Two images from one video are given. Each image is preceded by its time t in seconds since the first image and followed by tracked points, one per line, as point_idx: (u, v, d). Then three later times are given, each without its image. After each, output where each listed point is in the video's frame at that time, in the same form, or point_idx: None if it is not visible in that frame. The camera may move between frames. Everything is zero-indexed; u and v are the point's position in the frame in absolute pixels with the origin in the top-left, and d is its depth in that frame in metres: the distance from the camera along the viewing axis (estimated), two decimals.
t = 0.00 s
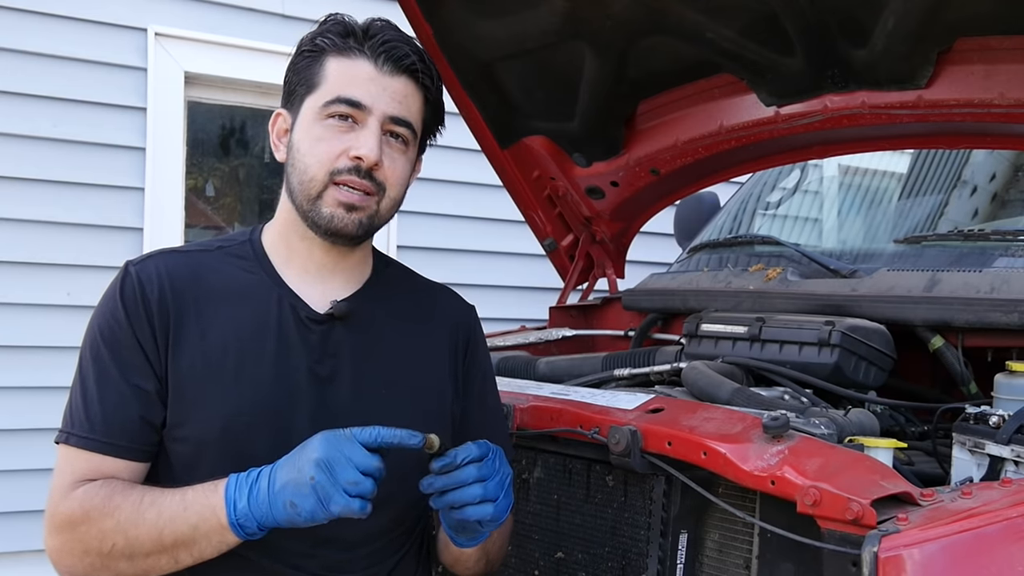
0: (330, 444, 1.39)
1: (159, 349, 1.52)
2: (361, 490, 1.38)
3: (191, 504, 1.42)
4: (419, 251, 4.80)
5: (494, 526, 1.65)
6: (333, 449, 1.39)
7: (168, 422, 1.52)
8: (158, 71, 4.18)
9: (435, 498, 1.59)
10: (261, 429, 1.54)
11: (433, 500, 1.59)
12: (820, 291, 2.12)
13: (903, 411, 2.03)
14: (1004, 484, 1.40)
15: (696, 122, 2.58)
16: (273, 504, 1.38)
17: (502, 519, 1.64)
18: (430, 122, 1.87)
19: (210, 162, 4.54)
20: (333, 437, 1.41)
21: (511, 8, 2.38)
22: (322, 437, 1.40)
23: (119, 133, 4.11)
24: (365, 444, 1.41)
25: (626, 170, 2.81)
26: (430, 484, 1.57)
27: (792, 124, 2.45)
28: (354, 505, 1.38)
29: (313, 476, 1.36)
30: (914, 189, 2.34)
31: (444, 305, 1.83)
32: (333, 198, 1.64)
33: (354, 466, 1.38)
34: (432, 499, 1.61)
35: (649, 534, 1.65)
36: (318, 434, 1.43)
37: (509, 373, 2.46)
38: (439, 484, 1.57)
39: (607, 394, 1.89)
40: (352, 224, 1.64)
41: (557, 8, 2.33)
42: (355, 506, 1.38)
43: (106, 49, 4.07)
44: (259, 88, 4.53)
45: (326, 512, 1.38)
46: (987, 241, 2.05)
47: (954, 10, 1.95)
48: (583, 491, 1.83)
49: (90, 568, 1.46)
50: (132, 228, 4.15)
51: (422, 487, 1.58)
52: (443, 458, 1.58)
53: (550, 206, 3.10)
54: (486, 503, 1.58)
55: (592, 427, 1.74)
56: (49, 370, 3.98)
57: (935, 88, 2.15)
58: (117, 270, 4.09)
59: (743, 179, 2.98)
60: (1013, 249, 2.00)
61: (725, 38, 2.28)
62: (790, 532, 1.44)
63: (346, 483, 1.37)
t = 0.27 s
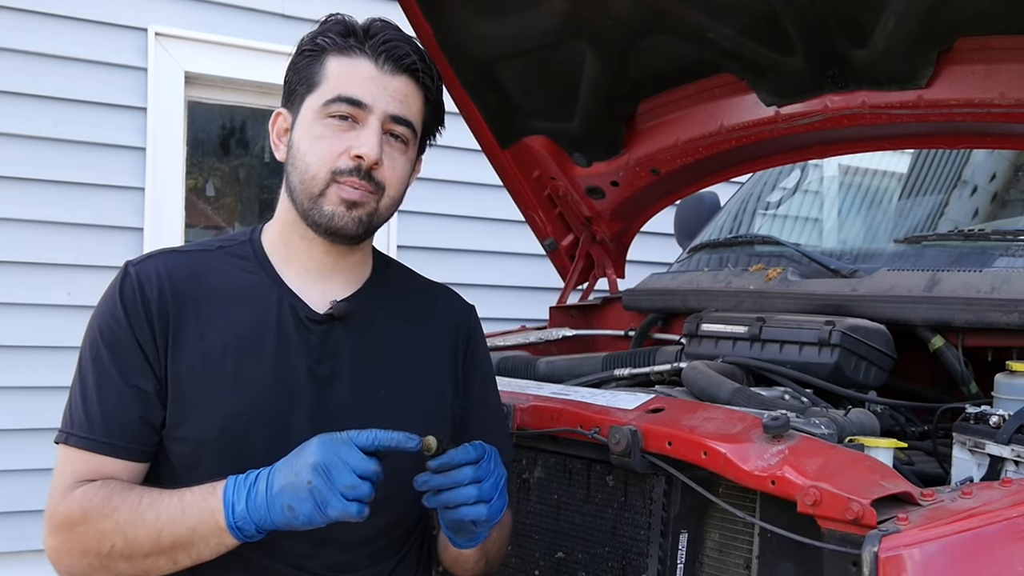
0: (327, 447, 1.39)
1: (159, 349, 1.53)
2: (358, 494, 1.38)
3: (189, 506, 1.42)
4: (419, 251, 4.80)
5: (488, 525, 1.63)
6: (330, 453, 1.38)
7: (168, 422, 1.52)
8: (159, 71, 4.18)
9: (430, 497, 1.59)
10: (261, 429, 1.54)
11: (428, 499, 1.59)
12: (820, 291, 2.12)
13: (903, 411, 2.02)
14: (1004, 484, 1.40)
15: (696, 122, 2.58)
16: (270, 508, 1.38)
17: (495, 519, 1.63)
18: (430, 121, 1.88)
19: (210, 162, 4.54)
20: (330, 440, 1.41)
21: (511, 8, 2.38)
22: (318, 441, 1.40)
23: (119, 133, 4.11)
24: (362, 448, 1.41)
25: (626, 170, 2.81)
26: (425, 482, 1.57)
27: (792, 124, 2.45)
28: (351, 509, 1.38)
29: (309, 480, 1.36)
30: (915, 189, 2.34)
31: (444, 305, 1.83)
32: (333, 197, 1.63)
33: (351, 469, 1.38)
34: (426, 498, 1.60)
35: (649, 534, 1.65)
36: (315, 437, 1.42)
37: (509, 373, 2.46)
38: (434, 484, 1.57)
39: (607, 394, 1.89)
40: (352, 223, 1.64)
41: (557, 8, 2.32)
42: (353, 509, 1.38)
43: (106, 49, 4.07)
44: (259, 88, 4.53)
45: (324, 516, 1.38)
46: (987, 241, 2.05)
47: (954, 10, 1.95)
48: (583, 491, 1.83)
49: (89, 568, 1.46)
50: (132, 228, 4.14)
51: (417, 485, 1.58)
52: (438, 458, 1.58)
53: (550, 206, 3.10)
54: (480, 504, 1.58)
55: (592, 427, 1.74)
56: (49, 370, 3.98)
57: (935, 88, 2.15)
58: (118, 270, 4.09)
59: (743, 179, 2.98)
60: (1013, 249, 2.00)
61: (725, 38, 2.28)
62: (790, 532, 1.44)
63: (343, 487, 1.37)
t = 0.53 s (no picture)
0: (323, 445, 1.39)
1: (159, 349, 1.52)
2: (354, 491, 1.38)
3: (184, 504, 1.42)
4: (419, 251, 4.80)
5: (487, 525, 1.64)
6: (326, 450, 1.38)
7: (168, 423, 1.52)
8: (158, 71, 4.18)
9: (427, 496, 1.58)
10: (261, 429, 1.54)
11: (424, 499, 1.58)
12: (820, 291, 2.12)
13: (903, 411, 2.02)
14: (1004, 484, 1.40)
15: (696, 122, 2.58)
16: (264, 503, 1.38)
17: (494, 518, 1.64)
18: (430, 121, 1.88)
19: (210, 162, 4.54)
20: (327, 437, 1.41)
21: (512, 8, 2.38)
22: (315, 438, 1.40)
23: (119, 133, 4.11)
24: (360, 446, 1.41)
25: (626, 170, 2.81)
26: (422, 482, 1.56)
27: (792, 124, 2.45)
28: (347, 506, 1.38)
29: (305, 476, 1.36)
30: (915, 189, 2.34)
31: (444, 305, 1.83)
32: (333, 197, 1.63)
33: (347, 467, 1.38)
34: (423, 498, 1.60)
35: (649, 534, 1.65)
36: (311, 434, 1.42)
37: (509, 373, 2.46)
38: (431, 483, 1.56)
39: (607, 394, 1.89)
40: (351, 223, 1.64)
41: (557, 8, 2.32)
42: (348, 506, 1.38)
43: (106, 49, 4.07)
44: (259, 88, 4.53)
45: (319, 513, 1.38)
46: (987, 241, 2.05)
47: (954, 10, 1.95)
48: (583, 491, 1.83)
49: (88, 568, 1.46)
50: (132, 228, 4.14)
51: (415, 486, 1.57)
52: (434, 457, 1.57)
53: (550, 206, 3.10)
54: (478, 502, 1.58)
55: (591, 427, 1.74)
56: (48, 370, 3.98)
57: (935, 88, 2.15)
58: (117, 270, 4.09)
59: (743, 179, 2.97)
60: (1013, 249, 2.00)
61: (725, 38, 2.28)
62: (789, 532, 1.44)
63: (340, 485, 1.37)
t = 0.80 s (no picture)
0: (253, 421, 1.34)
1: (158, 349, 1.53)
2: (305, 446, 1.36)
3: (153, 493, 1.40)
4: (419, 251, 4.80)
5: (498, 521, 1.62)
6: (263, 425, 1.33)
7: (167, 422, 1.52)
8: (158, 71, 4.18)
9: (440, 493, 1.58)
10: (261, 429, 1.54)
11: (438, 495, 1.59)
12: (820, 291, 2.12)
13: (903, 411, 2.02)
14: (1004, 484, 1.40)
15: (696, 122, 2.58)
16: (231, 488, 1.36)
17: (506, 515, 1.63)
18: (430, 121, 1.88)
19: (210, 162, 4.54)
20: (251, 412, 1.34)
21: (512, 8, 2.38)
22: (242, 417, 1.34)
23: (119, 133, 4.11)
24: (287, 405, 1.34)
25: (626, 170, 2.81)
26: (437, 478, 1.56)
27: (792, 124, 2.45)
28: (306, 462, 1.37)
29: (254, 457, 1.33)
30: (915, 189, 2.34)
31: (444, 305, 1.83)
32: (332, 197, 1.63)
33: (286, 430, 1.34)
34: (436, 494, 1.60)
35: (649, 534, 1.65)
36: (235, 409, 1.36)
37: (509, 373, 2.46)
38: (446, 479, 1.56)
39: (607, 394, 1.89)
40: (351, 223, 1.64)
41: (558, 8, 2.32)
42: (309, 462, 1.37)
43: (107, 49, 4.07)
44: (259, 88, 4.53)
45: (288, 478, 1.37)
46: (987, 241, 2.05)
47: (954, 10, 1.95)
48: (583, 491, 1.83)
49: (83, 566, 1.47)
50: (132, 228, 4.14)
51: (429, 481, 1.58)
52: (449, 453, 1.58)
53: (550, 206, 3.10)
54: (492, 499, 1.59)
55: (592, 427, 1.74)
56: (49, 370, 3.98)
57: (935, 88, 2.15)
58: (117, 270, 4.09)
59: (743, 179, 2.97)
60: (1013, 249, 2.00)
61: (725, 38, 2.28)
62: (789, 532, 1.44)
63: (292, 448, 1.34)
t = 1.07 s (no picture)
0: (188, 425, 1.29)
1: (157, 350, 1.53)
2: (245, 435, 1.32)
3: (115, 494, 1.38)
4: (419, 251, 4.80)
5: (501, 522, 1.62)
6: (199, 426, 1.29)
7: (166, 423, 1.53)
8: (158, 71, 4.18)
9: (445, 494, 1.59)
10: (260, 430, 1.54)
11: (442, 496, 1.59)
12: (820, 291, 2.12)
13: (903, 411, 2.02)
14: (1004, 484, 1.40)
15: (696, 122, 2.58)
16: (192, 486, 1.35)
17: (510, 517, 1.63)
18: (432, 121, 1.88)
19: (210, 162, 4.54)
20: (181, 418, 1.29)
21: (512, 8, 2.38)
22: (176, 425, 1.30)
23: (119, 133, 4.11)
24: (215, 403, 1.29)
25: (626, 170, 2.81)
26: (441, 479, 1.57)
27: (793, 125, 2.45)
28: (253, 449, 1.33)
29: (200, 459, 1.30)
30: (915, 189, 2.34)
31: (444, 306, 1.83)
32: (334, 200, 1.64)
33: (221, 426, 1.30)
34: (440, 495, 1.61)
35: (649, 534, 1.65)
36: (167, 416, 1.31)
37: (509, 373, 2.46)
38: (450, 480, 1.57)
39: (607, 395, 1.89)
40: (352, 226, 1.64)
41: (558, 8, 2.32)
42: (256, 449, 1.33)
43: (107, 49, 4.07)
44: (259, 88, 4.53)
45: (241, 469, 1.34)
46: (987, 241, 2.05)
47: (954, 10, 1.95)
48: (583, 491, 1.83)
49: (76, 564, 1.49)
50: (132, 228, 4.14)
51: (433, 483, 1.58)
52: (454, 454, 1.59)
53: (550, 206, 3.10)
54: (496, 500, 1.59)
55: (592, 427, 1.74)
56: (49, 370, 3.98)
57: (935, 88, 2.15)
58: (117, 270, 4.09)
59: (743, 179, 2.97)
60: (1013, 249, 2.01)
61: (725, 38, 2.28)
62: (789, 532, 1.44)
63: (233, 443, 1.31)
